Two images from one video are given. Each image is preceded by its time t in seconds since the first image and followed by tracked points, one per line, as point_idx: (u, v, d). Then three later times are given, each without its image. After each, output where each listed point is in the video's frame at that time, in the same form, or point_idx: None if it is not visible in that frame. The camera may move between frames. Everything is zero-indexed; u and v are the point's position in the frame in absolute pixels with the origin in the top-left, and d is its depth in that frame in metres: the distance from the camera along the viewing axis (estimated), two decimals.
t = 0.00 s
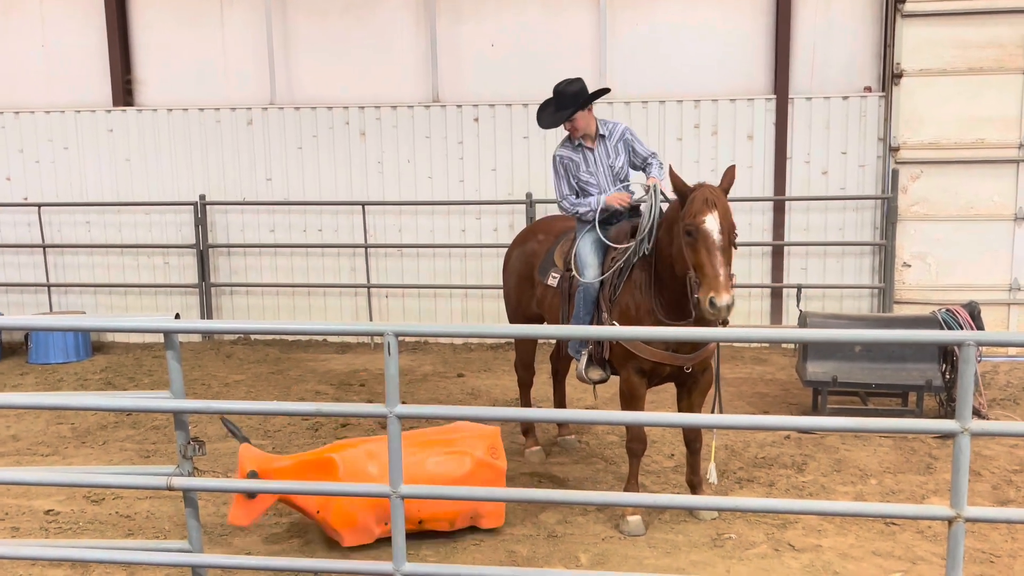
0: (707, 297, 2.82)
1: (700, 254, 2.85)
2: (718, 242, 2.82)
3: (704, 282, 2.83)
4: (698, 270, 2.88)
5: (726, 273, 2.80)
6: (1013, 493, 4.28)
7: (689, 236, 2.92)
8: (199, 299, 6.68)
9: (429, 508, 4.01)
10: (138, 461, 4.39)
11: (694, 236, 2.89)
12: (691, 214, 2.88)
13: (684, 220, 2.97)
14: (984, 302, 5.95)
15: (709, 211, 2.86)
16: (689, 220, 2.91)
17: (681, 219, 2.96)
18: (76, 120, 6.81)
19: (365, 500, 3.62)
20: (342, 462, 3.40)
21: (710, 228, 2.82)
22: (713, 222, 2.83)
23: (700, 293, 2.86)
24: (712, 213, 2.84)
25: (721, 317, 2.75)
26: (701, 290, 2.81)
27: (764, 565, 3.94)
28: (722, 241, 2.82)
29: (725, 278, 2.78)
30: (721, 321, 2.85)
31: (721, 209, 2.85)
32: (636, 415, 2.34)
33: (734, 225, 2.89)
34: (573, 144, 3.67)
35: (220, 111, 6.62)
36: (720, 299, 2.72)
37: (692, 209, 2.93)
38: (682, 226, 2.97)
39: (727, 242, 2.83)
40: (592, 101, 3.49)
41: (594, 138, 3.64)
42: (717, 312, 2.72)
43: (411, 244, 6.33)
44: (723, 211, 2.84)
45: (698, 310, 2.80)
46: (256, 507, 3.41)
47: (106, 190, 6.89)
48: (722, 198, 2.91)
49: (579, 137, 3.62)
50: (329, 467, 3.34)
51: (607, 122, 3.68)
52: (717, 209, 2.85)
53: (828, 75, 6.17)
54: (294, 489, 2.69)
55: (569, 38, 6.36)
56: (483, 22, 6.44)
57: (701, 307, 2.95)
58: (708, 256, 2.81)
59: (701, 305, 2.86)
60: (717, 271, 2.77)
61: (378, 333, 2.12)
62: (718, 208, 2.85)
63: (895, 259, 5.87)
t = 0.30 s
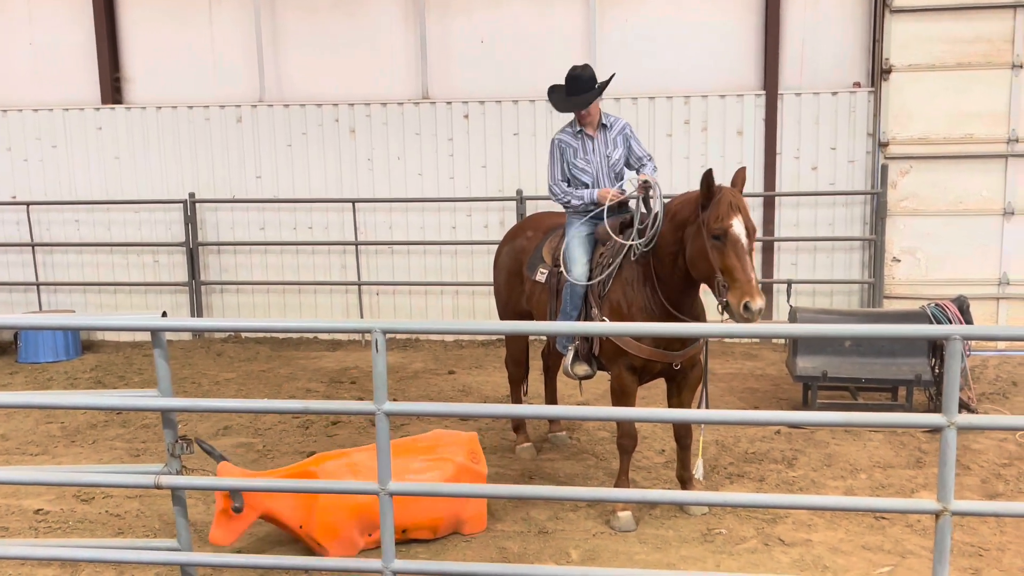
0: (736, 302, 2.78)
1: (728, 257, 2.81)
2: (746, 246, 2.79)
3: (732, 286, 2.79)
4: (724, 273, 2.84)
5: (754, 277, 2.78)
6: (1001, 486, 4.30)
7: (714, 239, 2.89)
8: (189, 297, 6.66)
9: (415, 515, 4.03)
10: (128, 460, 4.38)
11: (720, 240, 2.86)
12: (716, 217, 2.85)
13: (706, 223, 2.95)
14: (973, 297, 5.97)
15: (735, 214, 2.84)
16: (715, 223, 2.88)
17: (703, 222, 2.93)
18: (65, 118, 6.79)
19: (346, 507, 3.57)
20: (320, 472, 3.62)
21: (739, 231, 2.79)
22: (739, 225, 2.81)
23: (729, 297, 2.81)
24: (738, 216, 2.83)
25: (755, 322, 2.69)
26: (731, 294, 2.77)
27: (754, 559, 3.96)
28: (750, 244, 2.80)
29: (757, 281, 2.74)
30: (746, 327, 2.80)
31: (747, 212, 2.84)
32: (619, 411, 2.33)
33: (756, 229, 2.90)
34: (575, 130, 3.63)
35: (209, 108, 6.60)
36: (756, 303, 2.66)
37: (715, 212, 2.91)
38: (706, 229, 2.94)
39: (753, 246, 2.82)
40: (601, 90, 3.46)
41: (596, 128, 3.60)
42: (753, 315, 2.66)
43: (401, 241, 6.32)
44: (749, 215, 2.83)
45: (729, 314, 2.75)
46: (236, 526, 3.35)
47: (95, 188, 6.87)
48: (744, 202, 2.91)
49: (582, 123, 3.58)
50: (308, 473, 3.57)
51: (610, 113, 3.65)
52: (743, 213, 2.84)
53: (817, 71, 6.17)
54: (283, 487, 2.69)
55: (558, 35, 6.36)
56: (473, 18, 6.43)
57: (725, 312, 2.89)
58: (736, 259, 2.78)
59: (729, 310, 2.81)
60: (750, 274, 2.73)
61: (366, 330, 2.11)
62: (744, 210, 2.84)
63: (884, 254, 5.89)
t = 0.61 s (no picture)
0: (757, 309, 2.83)
1: (750, 265, 2.84)
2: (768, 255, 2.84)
3: (754, 294, 2.83)
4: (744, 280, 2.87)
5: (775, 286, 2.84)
6: (984, 481, 4.33)
7: (735, 246, 2.91)
8: (173, 297, 6.63)
9: (399, 511, 4.05)
10: (111, 461, 4.36)
11: (743, 247, 2.88)
12: (741, 225, 2.86)
13: (728, 230, 2.95)
14: (956, 293, 6.00)
15: (758, 223, 2.86)
16: (737, 231, 2.88)
17: (724, 229, 2.94)
18: (47, 118, 6.75)
19: (327, 505, 3.57)
20: (303, 471, 3.65)
21: (762, 241, 2.82)
22: (763, 234, 2.84)
23: (748, 304, 2.86)
24: (761, 225, 2.85)
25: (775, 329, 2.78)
26: (754, 302, 2.81)
27: (739, 555, 3.97)
28: (770, 253, 2.85)
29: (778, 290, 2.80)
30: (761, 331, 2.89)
31: (767, 221, 2.87)
32: (609, 409, 2.30)
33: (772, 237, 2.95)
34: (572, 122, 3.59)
35: (192, 107, 6.57)
36: (779, 312, 2.74)
37: (738, 219, 2.92)
38: (727, 236, 2.95)
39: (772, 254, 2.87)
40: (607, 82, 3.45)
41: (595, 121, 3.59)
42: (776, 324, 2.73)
43: (386, 240, 6.31)
44: (770, 224, 2.86)
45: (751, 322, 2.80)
46: (218, 525, 3.38)
47: (78, 188, 6.84)
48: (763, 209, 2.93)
49: (582, 115, 3.53)
50: (289, 471, 3.59)
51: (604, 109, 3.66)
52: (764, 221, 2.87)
53: (801, 68, 6.19)
54: (265, 486, 2.68)
55: (542, 33, 6.36)
56: (457, 16, 6.42)
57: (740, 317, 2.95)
58: (760, 268, 2.82)
59: (748, 316, 2.86)
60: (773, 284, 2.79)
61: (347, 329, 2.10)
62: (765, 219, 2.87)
63: (868, 250, 5.92)
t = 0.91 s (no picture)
0: (757, 310, 2.85)
1: (755, 265, 2.84)
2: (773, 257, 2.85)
3: (756, 294, 2.84)
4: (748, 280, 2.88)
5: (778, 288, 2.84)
6: (961, 476, 4.37)
7: (743, 246, 2.91)
8: (152, 300, 6.60)
9: (381, 513, 4.05)
10: (89, 465, 4.33)
11: (749, 248, 2.89)
12: (748, 225, 2.86)
13: (736, 229, 2.96)
14: (934, 290, 6.06)
15: (765, 225, 2.86)
16: (745, 232, 2.89)
17: (733, 228, 2.94)
18: (23, 119, 6.69)
19: (309, 509, 3.56)
20: (285, 474, 3.62)
21: (769, 242, 2.83)
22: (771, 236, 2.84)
23: (751, 304, 2.86)
24: (769, 227, 2.86)
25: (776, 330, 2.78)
26: (755, 302, 2.82)
27: (719, 553, 4.00)
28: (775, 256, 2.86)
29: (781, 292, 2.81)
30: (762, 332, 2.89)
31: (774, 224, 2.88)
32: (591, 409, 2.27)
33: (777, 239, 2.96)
34: (565, 117, 3.56)
35: (170, 108, 6.53)
36: (781, 314, 2.74)
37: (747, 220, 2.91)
38: (735, 235, 2.95)
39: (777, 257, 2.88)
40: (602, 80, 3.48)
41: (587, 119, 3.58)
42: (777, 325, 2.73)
43: (366, 241, 6.30)
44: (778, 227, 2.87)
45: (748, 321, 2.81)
46: (198, 528, 3.34)
47: (55, 190, 6.78)
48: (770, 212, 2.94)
49: (575, 111, 3.51)
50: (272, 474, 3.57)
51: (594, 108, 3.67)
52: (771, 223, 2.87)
53: (779, 68, 6.21)
54: (244, 490, 2.67)
55: (521, 33, 6.36)
56: (437, 17, 6.41)
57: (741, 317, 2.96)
58: (764, 269, 2.83)
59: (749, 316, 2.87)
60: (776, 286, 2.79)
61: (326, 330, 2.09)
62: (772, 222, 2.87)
63: (846, 249, 5.96)
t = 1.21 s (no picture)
0: (753, 314, 2.96)
1: (754, 271, 2.93)
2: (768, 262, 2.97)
3: (753, 299, 2.94)
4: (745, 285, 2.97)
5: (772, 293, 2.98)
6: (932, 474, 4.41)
7: (741, 253, 2.98)
8: (123, 304, 6.55)
9: (353, 517, 4.04)
10: (58, 471, 4.28)
11: (749, 254, 2.96)
12: (750, 233, 2.93)
13: (735, 235, 3.01)
14: (905, 289, 6.11)
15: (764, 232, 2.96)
16: (746, 238, 2.95)
17: (733, 234, 2.98)
18: None
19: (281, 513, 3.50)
20: (255, 478, 3.61)
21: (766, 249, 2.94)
22: (768, 243, 2.95)
23: (747, 308, 2.96)
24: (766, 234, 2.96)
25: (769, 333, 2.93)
26: (754, 307, 2.92)
27: (693, 553, 4.01)
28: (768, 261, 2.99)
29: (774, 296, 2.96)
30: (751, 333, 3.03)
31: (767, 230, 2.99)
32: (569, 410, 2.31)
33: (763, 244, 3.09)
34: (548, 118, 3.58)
35: (140, 111, 6.47)
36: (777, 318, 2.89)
37: (746, 226, 2.98)
38: (733, 241, 3.01)
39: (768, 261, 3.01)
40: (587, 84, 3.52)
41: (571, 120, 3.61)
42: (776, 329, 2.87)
43: (340, 243, 6.27)
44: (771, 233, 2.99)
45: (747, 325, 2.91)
46: (168, 536, 3.27)
47: (24, 194, 6.71)
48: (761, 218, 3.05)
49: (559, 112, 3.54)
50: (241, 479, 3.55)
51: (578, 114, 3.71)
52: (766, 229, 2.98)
53: (751, 69, 6.24)
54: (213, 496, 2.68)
55: (495, 34, 6.36)
56: (410, 18, 6.39)
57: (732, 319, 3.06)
58: (762, 276, 2.93)
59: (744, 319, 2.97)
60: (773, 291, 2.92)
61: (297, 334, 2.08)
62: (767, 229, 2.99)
63: (818, 249, 5.99)
